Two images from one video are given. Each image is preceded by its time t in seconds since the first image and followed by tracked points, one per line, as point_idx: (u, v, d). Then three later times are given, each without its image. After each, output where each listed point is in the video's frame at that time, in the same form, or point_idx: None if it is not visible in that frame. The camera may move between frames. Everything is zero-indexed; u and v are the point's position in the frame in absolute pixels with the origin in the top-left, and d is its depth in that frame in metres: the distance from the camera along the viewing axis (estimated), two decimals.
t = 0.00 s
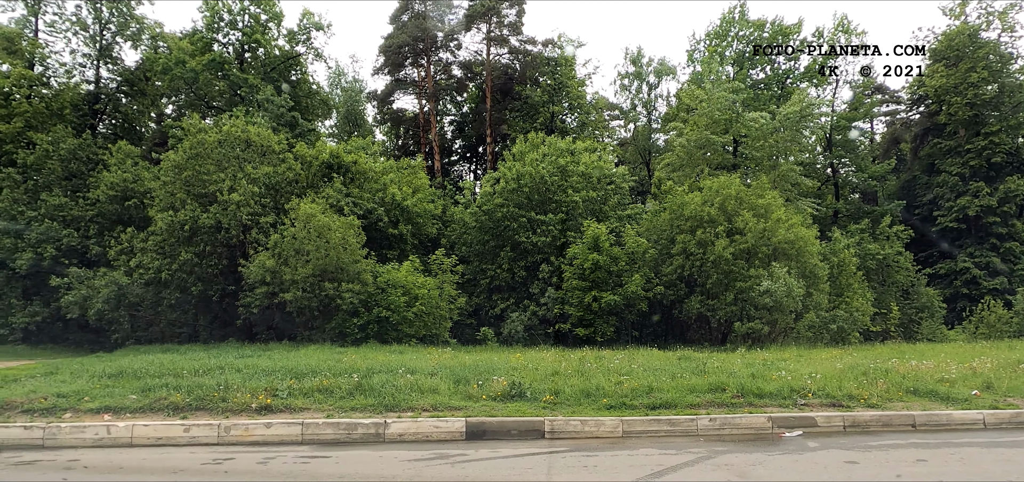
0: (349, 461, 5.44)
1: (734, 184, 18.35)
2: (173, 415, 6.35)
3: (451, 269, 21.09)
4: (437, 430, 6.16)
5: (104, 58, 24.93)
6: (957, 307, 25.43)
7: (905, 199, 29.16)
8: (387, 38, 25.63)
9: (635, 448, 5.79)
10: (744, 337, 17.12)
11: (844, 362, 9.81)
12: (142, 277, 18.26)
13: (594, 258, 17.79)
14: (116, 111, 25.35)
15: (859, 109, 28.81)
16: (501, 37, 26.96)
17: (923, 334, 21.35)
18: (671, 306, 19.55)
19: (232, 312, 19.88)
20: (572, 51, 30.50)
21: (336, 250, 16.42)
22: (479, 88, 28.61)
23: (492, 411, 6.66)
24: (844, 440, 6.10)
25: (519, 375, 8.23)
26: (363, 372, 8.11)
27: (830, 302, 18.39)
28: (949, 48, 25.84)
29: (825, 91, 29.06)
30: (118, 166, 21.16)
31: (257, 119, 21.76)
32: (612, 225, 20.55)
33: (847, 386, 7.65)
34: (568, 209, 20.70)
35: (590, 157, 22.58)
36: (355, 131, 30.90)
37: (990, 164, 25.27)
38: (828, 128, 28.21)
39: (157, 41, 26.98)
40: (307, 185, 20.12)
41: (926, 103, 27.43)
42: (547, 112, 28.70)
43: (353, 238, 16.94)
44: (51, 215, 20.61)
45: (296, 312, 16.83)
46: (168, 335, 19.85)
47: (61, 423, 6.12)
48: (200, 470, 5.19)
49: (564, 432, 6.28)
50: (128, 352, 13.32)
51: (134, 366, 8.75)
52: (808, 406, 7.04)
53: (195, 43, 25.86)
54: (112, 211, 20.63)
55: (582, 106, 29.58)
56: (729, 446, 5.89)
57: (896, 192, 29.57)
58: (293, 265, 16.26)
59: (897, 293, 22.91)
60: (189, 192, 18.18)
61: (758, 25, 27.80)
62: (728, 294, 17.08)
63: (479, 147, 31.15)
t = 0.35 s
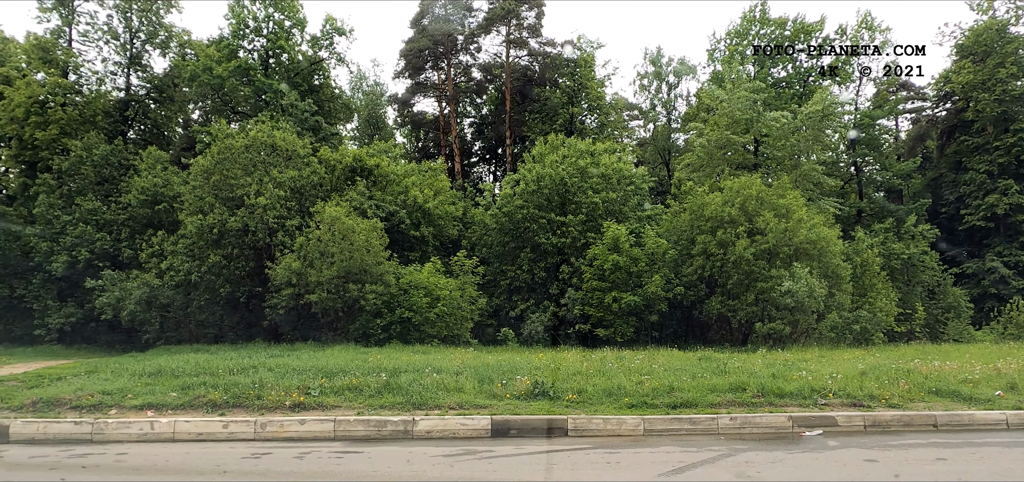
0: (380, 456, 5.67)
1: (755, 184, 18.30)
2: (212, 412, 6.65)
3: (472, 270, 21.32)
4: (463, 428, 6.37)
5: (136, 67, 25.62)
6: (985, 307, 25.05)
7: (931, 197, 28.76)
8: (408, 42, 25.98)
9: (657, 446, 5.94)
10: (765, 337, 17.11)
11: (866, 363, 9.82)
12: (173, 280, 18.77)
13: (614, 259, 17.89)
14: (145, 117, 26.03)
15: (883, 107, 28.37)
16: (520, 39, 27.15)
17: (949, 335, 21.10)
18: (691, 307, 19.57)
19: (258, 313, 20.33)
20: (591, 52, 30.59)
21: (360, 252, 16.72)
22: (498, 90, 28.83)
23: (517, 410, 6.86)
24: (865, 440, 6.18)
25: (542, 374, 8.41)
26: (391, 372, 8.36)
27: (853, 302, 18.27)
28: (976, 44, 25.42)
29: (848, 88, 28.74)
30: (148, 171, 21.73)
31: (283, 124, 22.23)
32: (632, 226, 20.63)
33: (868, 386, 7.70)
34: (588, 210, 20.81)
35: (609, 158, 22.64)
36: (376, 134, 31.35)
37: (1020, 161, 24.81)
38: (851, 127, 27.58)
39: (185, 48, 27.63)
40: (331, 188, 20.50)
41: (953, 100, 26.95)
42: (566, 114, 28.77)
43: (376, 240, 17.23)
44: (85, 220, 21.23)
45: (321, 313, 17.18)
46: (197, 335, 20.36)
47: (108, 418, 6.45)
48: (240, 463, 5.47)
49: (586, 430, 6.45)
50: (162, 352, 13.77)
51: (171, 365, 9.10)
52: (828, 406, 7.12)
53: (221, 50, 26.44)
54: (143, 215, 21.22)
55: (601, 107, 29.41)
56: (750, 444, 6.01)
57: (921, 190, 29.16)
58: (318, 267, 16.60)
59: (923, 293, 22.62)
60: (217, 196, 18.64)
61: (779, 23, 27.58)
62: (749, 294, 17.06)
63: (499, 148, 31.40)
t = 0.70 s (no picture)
0: (394, 453, 5.83)
1: (762, 184, 18.36)
2: (230, 410, 6.83)
3: (480, 271, 21.47)
4: (474, 426, 6.52)
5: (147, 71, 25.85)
6: (994, 307, 25.00)
7: (940, 197, 28.68)
8: (416, 44, 26.17)
9: (664, 444, 6.07)
10: (772, 337, 17.19)
11: (873, 362, 9.89)
12: (185, 281, 19.01)
13: (621, 260, 17.99)
14: (156, 120, 26.27)
15: (891, 106, 28.28)
16: (527, 40, 27.27)
17: (958, 335, 21.09)
18: (698, 307, 19.65)
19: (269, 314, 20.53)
20: (598, 53, 30.69)
21: (369, 254, 16.88)
22: (505, 91, 28.95)
23: (527, 408, 7.01)
24: (869, 438, 6.29)
25: (551, 374, 8.54)
26: (402, 371, 8.52)
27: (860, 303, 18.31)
28: (985, 43, 25.34)
29: (855, 88, 28.68)
30: (160, 174, 21.99)
31: (292, 127, 22.46)
32: (639, 227, 20.75)
33: (874, 385, 7.80)
34: (595, 211, 20.92)
35: (617, 159, 22.73)
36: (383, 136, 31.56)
37: None
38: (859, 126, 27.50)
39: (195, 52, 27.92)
40: (341, 190, 20.70)
41: (961, 99, 26.94)
42: (574, 115, 28.87)
43: (385, 241, 17.39)
44: (98, 222, 21.49)
45: (331, 313, 17.38)
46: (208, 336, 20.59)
47: (130, 416, 6.64)
48: (259, 460, 5.64)
49: (596, 429, 6.58)
50: (176, 352, 13.99)
51: (187, 365, 9.28)
52: (834, 405, 7.22)
53: (231, 53, 26.69)
54: (155, 217, 21.43)
55: (608, 108, 29.73)
56: (756, 442, 6.13)
57: (929, 189, 29.08)
58: (329, 268, 16.80)
59: (931, 292, 22.58)
60: (228, 198, 18.87)
61: (786, 23, 27.54)
62: (756, 295, 17.13)
63: (506, 150, 31.56)
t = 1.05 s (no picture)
0: (402, 452, 5.91)
1: (767, 184, 18.36)
2: (241, 409, 6.94)
3: (486, 272, 21.55)
4: (482, 425, 6.60)
5: (154, 74, 26.07)
6: (1002, 307, 24.89)
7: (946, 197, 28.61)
8: (421, 46, 26.29)
9: (670, 443, 6.14)
10: (777, 337, 17.19)
11: (878, 363, 9.90)
12: (192, 282, 19.16)
13: (626, 260, 18.04)
14: (163, 121, 26.48)
15: (898, 105, 28.18)
16: (532, 41, 27.31)
17: (965, 335, 21.02)
18: (703, 307, 19.68)
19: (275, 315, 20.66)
20: (603, 54, 30.74)
21: (375, 255, 16.96)
22: (510, 92, 29.01)
23: (533, 408, 7.08)
24: (874, 437, 6.33)
25: (557, 374, 8.61)
26: (410, 371, 8.60)
27: (866, 303, 18.28)
28: (993, 42, 25.22)
29: (861, 88, 28.58)
30: (167, 175, 22.17)
31: (299, 129, 22.60)
32: (644, 227, 20.79)
33: (878, 385, 7.83)
34: (600, 212, 20.98)
35: (621, 159, 22.76)
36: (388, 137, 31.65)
37: None
38: (865, 125, 27.46)
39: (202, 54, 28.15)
40: (347, 191, 20.82)
41: (969, 97, 26.90)
42: (579, 115, 28.86)
43: (392, 242, 17.47)
44: (106, 223, 21.64)
45: (338, 314, 17.47)
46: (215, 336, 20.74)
47: (142, 415, 6.75)
48: (269, 458, 5.73)
49: (601, 428, 6.65)
50: (185, 352, 14.14)
51: (197, 365, 9.40)
52: (838, 405, 7.26)
53: (238, 55, 26.85)
54: (162, 218, 21.55)
55: (613, 109, 29.54)
56: (760, 441, 6.19)
57: (936, 189, 28.99)
58: (335, 269, 16.89)
59: (938, 292, 22.50)
60: (235, 200, 19.01)
61: (791, 23, 27.46)
62: (762, 295, 17.15)
63: (510, 150, 31.65)
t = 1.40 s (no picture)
0: (408, 451, 5.95)
1: (772, 184, 18.33)
2: (248, 409, 7.00)
3: (491, 272, 21.57)
4: (487, 424, 6.63)
5: (160, 76, 26.22)
6: (1010, 306, 24.73)
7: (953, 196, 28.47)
8: (425, 46, 26.34)
9: (674, 442, 6.15)
10: (782, 337, 17.15)
11: (884, 362, 9.87)
12: (198, 282, 19.25)
13: (630, 260, 18.05)
14: (169, 123, 26.58)
15: (904, 104, 28.04)
16: (536, 41, 27.29)
17: (972, 335, 20.91)
18: (708, 307, 19.66)
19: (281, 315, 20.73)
20: (607, 54, 30.74)
21: (380, 255, 17.01)
22: (514, 93, 29.02)
23: (538, 408, 7.10)
24: (879, 437, 6.33)
25: (562, 374, 8.63)
26: (415, 371, 8.64)
27: (872, 302, 18.22)
28: (1000, 40, 25.04)
29: (867, 86, 28.45)
30: (174, 176, 22.28)
31: (304, 130, 22.68)
32: (649, 227, 20.78)
33: (884, 385, 7.82)
34: (605, 212, 20.97)
35: (626, 159, 22.75)
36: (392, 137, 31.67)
37: None
38: (871, 124, 27.34)
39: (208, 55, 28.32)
40: (353, 191, 20.89)
41: (976, 95, 26.79)
42: (583, 115, 28.81)
43: (396, 243, 17.51)
44: (113, 224, 21.76)
45: (343, 314, 17.52)
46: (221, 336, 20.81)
47: (151, 415, 6.81)
48: (276, 457, 5.79)
49: (606, 428, 6.67)
50: (192, 352, 14.23)
51: (204, 365, 9.46)
52: (843, 405, 7.26)
53: (243, 56, 26.97)
54: (168, 219, 21.65)
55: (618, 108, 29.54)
56: (765, 441, 6.20)
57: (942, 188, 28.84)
58: (341, 269, 16.94)
59: (944, 292, 22.37)
60: (241, 200, 19.09)
61: (797, 22, 27.33)
62: (767, 294, 17.13)
63: (514, 150, 31.67)
